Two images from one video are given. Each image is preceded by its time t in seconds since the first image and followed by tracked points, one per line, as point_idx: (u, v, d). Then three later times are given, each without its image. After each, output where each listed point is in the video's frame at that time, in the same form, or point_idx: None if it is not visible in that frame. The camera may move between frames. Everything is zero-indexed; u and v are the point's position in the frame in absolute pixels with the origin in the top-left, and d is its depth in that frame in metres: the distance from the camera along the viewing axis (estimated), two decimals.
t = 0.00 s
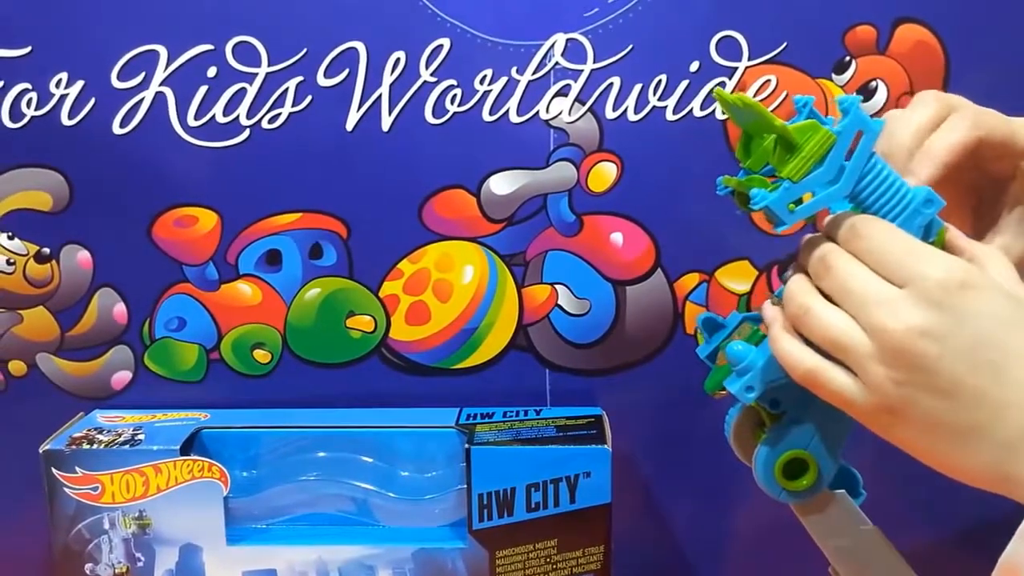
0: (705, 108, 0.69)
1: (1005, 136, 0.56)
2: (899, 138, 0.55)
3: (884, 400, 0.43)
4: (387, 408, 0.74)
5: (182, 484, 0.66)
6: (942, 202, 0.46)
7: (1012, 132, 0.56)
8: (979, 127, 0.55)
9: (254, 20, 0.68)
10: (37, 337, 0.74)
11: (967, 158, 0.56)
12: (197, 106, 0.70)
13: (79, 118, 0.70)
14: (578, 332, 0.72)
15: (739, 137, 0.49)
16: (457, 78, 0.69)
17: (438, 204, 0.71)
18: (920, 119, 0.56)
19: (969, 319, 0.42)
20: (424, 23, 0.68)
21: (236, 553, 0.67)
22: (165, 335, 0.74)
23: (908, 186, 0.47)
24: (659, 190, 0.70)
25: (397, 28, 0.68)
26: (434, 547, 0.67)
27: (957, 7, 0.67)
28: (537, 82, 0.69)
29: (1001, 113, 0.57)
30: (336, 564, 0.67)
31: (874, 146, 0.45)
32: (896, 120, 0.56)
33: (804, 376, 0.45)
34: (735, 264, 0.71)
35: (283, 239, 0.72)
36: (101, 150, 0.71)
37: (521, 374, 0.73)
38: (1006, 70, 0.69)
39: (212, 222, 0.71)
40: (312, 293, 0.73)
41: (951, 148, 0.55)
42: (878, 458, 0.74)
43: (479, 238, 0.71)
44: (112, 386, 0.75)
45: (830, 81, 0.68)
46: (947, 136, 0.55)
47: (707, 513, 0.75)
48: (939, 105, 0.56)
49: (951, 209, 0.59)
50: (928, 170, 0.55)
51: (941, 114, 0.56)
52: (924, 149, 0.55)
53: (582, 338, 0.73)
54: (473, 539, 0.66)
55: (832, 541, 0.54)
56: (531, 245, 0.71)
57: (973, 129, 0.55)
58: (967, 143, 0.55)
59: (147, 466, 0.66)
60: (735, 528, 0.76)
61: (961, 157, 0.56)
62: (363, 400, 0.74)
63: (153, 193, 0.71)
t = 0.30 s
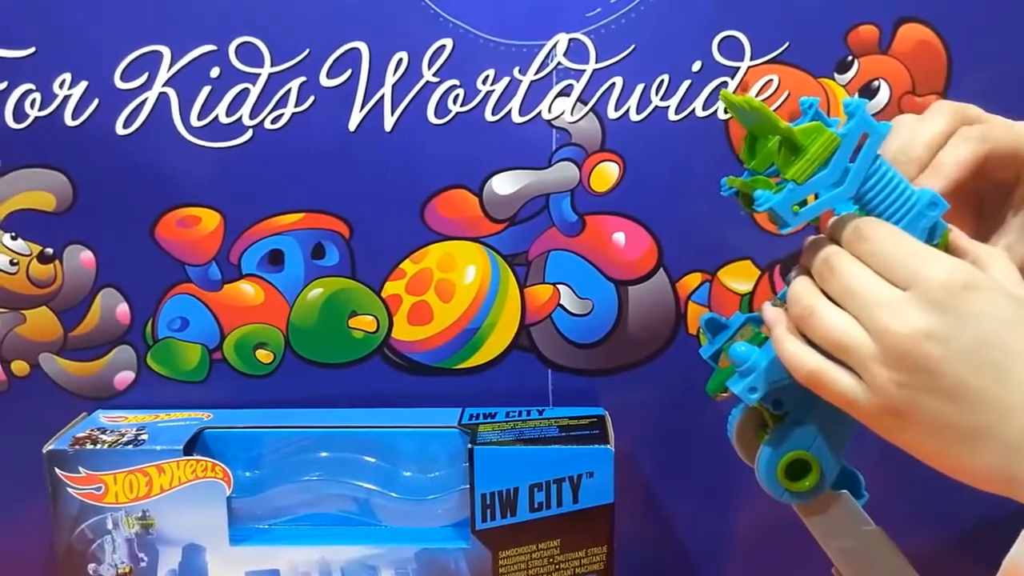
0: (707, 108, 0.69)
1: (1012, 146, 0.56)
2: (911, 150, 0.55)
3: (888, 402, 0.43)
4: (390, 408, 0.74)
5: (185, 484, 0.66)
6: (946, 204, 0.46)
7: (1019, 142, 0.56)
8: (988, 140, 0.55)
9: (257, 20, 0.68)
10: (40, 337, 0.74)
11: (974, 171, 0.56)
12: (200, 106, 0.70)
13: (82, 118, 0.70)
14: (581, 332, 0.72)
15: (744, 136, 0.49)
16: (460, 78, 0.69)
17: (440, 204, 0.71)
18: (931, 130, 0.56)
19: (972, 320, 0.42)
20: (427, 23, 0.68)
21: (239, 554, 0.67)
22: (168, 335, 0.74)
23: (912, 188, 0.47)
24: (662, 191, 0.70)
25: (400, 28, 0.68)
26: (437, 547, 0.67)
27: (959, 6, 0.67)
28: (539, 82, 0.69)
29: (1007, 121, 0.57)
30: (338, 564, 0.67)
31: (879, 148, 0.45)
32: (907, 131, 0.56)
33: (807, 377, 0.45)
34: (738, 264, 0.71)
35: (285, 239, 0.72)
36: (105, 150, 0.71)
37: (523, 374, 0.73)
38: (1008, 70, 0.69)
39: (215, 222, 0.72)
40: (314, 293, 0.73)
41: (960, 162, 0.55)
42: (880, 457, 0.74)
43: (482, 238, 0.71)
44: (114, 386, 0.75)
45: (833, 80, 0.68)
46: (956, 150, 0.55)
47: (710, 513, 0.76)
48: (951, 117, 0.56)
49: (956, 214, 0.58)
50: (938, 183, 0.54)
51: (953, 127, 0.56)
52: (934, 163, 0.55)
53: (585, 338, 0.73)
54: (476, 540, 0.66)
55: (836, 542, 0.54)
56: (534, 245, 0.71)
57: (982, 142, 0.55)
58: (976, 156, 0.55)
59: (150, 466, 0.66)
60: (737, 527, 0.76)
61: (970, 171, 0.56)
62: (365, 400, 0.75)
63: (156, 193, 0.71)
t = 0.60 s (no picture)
0: (710, 109, 0.69)
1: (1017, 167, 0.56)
2: (916, 152, 0.56)
3: (889, 406, 0.44)
4: (392, 409, 0.74)
5: (188, 485, 0.66)
6: (947, 204, 0.45)
7: None
8: (993, 157, 0.56)
9: (261, 22, 0.68)
10: (44, 338, 0.74)
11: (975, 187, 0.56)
12: (204, 108, 0.70)
13: (87, 120, 0.70)
14: (584, 333, 0.73)
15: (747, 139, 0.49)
16: (463, 79, 0.69)
17: (443, 206, 0.71)
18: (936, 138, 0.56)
19: (979, 330, 0.42)
20: (430, 24, 0.68)
21: (242, 554, 0.67)
22: (171, 336, 0.74)
23: (913, 188, 0.47)
24: (664, 192, 0.70)
25: (403, 29, 0.68)
26: (439, 548, 0.67)
27: (962, 8, 0.67)
28: (542, 83, 0.69)
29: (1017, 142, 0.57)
30: (341, 564, 0.67)
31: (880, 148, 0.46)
32: (916, 135, 0.57)
33: (804, 385, 0.46)
34: (740, 266, 0.71)
35: (289, 241, 0.72)
36: (108, 151, 0.71)
37: (526, 376, 0.74)
38: (1011, 72, 0.69)
39: (218, 223, 0.72)
40: (317, 294, 0.73)
41: (959, 171, 0.55)
42: (882, 459, 0.74)
43: (484, 239, 0.71)
44: (118, 387, 0.75)
45: (835, 82, 0.69)
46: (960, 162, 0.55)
47: (712, 514, 0.76)
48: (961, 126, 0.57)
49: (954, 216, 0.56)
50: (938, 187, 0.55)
51: (962, 137, 0.56)
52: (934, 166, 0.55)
53: (588, 339, 0.73)
54: (479, 540, 0.66)
55: (839, 542, 0.54)
56: (536, 246, 0.71)
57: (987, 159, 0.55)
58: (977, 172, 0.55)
59: (154, 466, 0.66)
60: (739, 528, 0.76)
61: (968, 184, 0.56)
62: (368, 401, 0.75)
63: (160, 194, 0.71)
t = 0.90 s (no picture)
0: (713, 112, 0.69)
1: (998, 146, 0.55)
2: (893, 151, 0.55)
3: (882, 411, 0.44)
4: (396, 410, 0.74)
5: (193, 486, 0.66)
6: (934, 197, 0.46)
7: (1007, 143, 0.55)
8: (973, 140, 0.55)
9: (266, 25, 0.69)
10: (49, 339, 0.74)
11: (960, 170, 0.56)
12: (208, 110, 0.70)
13: (92, 122, 0.71)
14: (586, 336, 0.73)
15: (731, 144, 0.49)
16: (466, 82, 0.69)
17: (446, 208, 0.71)
18: (912, 133, 0.56)
19: (969, 334, 0.43)
20: (434, 28, 0.68)
21: (247, 555, 0.67)
22: (175, 338, 0.74)
23: (899, 184, 0.47)
24: (667, 194, 0.71)
25: (407, 32, 0.69)
26: (443, 549, 0.67)
27: (964, 12, 0.68)
28: (545, 86, 0.69)
29: (994, 120, 0.56)
30: (346, 565, 0.67)
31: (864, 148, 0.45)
32: (889, 135, 0.57)
33: (799, 392, 0.46)
34: (743, 268, 0.72)
35: (293, 243, 0.72)
36: (113, 154, 0.71)
37: (529, 378, 0.74)
38: (1014, 76, 0.69)
39: (223, 225, 0.72)
40: (321, 296, 0.73)
41: (943, 159, 0.54)
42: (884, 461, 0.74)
43: (487, 241, 0.72)
44: (122, 389, 0.75)
45: (838, 85, 0.69)
46: (941, 150, 0.55)
47: (715, 517, 0.76)
48: (933, 120, 0.56)
49: (943, 207, 0.57)
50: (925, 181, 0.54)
51: (935, 130, 0.56)
52: (914, 160, 0.55)
53: (591, 341, 0.73)
54: (482, 542, 0.66)
55: (845, 543, 0.54)
56: (539, 248, 0.72)
57: (968, 143, 0.55)
58: (959, 157, 0.55)
59: (159, 467, 0.66)
60: (742, 530, 0.76)
61: (953, 171, 0.55)
62: (372, 403, 0.75)
63: (164, 197, 0.72)
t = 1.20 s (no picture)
0: (717, 116, 0.69)
1: (987, 133, 0.55)
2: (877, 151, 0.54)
3: (871, 413, 0.44)
4: (400, 412, 0.75)
5: (198, 487, 0.67)
6: (921, 197, 0.46)
7: (994, 131, 0.55)
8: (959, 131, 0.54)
9: (272, 28, 0.69)
10: (54, 341, 0.75)
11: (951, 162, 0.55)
12: (214, 113, 0.70)
13: (99, 125, 0.71)
14: (590, 338, 0.73)
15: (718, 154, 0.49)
16: (471, 85, 0.69)
17: (450, 211, 0.71)
18: (897, 131, 0.54)
19: (955, 335, 0.43)
20: (438, 31, 0.69)
21: (251, 555, 0.68)
22: (180, 339, 0.74)
23: (886, 185, 0.47)
24: (671, 197, 0.71)
25: (412, 35, 0.69)
26: (447, 550, 0.67)
27: (967, 15, 0.68)
28: (550, 89, 0.69)
29: (979, 109, 0.56)
30: (349, 566, 0.68)
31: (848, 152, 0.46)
32: (873, 134, 0.55)
33: (792, 396, 0.46)
34: (747, 271, 0.72)
35: (298, 245, 0.73)
36: (119, 156, 0.71)
37: (533, 380, 0.74)
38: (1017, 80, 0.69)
39: (228, 227, 0.72)
40: (325, 298, 0.73)
41: (928, 153, 0.53)
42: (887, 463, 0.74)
43: (491, 243, 0.72)
44: (127, 390, 0.76)
45: (842, 88, 0.69)
46: (928, 143, 0.53)
47: (718, 518, 0.76)
48: (913, 118, 0.55)
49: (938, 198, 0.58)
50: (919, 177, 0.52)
51: (916, 127, 0.55)
52: (899, 156, 0.53)
53: (594, 344, 0.73)
54: (487, 543, 0.66)
55: (842, 542, 0.56)
56: (543, 251, 0.72)
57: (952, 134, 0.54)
58: (943, 151, 0.53)
59: (165, 468, 0.66)
60: (745, 532, 0.76)
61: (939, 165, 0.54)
62: (376, 405, 0.75)
63: (170, 199, 0.72)
